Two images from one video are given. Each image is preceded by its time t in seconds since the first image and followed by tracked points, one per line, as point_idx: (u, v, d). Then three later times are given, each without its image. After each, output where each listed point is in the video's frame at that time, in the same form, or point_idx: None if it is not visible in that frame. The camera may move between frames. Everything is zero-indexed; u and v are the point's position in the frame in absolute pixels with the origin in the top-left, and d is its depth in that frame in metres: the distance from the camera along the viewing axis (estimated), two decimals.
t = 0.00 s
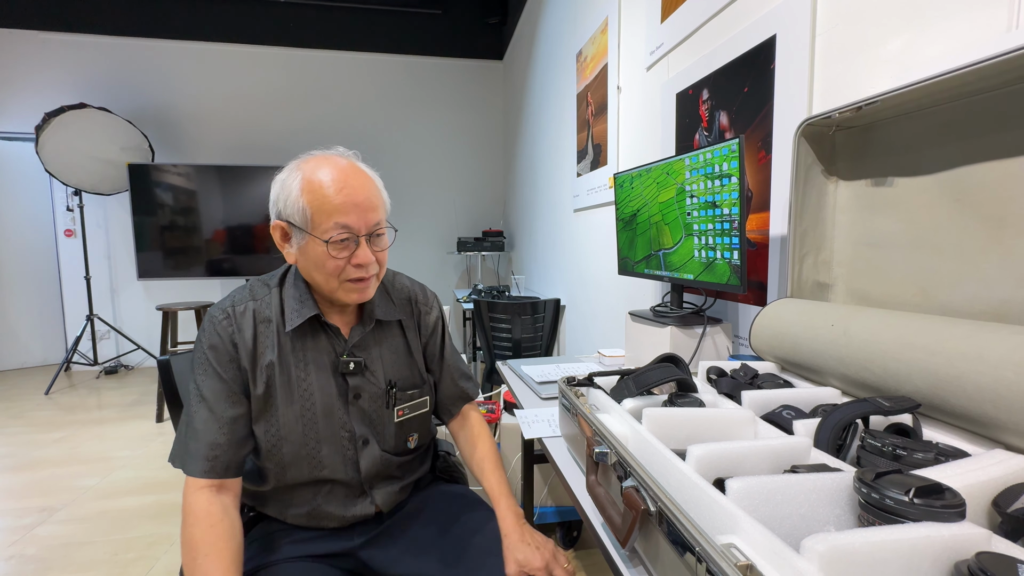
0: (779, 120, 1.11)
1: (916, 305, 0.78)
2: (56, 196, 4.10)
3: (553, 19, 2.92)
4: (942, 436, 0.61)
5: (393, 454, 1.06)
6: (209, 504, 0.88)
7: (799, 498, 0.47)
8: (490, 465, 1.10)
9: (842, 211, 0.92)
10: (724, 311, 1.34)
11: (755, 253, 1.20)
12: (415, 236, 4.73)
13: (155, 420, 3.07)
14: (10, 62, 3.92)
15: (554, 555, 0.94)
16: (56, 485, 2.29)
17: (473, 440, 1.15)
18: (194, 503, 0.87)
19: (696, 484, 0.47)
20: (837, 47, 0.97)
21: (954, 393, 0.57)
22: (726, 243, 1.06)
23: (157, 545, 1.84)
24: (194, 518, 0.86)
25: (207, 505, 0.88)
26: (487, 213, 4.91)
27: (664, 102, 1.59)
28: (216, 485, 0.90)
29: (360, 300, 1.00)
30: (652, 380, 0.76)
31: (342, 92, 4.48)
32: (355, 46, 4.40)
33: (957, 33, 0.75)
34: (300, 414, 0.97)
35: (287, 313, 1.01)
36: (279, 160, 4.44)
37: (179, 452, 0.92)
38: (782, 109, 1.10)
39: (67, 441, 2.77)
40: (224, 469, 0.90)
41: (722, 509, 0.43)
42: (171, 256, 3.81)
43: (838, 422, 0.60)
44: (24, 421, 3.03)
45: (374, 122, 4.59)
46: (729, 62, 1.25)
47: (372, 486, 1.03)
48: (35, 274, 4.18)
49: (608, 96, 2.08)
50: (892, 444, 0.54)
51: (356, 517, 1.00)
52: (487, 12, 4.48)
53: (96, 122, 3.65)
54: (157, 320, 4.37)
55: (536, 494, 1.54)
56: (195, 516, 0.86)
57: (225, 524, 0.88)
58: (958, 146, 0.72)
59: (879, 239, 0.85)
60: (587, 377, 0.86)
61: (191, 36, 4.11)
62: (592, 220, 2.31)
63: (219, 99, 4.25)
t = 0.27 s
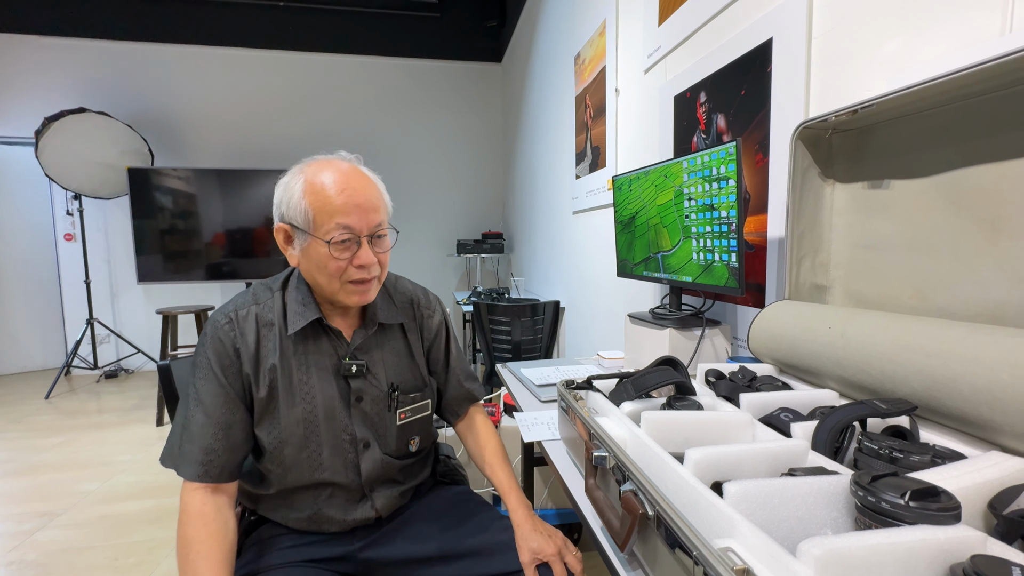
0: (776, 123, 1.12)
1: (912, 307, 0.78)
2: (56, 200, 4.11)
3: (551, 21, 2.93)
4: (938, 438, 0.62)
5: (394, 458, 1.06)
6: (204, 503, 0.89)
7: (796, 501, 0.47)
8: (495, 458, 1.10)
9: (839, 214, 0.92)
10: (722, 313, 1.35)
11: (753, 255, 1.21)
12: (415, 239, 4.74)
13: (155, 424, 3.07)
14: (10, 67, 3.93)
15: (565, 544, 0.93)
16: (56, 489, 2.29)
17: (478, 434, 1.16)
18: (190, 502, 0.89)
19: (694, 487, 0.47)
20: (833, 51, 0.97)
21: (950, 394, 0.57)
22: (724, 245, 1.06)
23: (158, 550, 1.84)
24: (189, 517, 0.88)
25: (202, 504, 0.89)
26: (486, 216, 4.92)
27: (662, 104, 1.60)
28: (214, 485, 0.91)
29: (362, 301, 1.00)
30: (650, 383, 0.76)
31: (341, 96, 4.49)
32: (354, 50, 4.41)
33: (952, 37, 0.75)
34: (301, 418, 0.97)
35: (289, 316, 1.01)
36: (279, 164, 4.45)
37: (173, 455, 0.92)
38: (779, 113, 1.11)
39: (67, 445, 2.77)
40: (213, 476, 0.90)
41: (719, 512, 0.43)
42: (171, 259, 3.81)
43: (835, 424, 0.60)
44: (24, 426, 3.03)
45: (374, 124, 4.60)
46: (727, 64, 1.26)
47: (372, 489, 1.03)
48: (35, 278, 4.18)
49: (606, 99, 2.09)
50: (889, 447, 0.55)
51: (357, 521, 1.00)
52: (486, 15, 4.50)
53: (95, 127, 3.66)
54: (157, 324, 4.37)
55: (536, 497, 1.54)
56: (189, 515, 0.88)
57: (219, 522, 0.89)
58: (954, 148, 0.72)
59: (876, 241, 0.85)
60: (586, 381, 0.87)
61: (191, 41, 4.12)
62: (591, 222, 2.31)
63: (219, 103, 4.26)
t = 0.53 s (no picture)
0: (768, 129, 1.12)
1: (904, 315, 0.78)
2: (53, 205, 4.10)
3: (547, 23, 2.93)
4: (928, 449, 0.61)
5: (389, 468, 1.06)
6: (209, 510, 0.90)
7: (781, 517, 0.47)
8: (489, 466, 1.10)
9: (831, 221, 0.92)
10: (717, 318, 1.35)
11: (747, 261, 1.20)
12: (412, 241, 4.74)
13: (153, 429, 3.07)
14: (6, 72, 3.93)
15: (557, 556, 0.93)
16: (54, 496, 2.28)
17: (472, 442, 1.16)
18: (193, 509, 0.89)
19: (682, 504, 0.47)
20: (824, 57, 0.97)
21: (938, 406, 0.57)
22: (717, 252, 1.06)
23: (155, 556, 1.83)
24: (194, 523, 0.88)
25: (205, 512, 0.89)
26: (484, 217, 4.92)
27: (656, 107, 1.59)
28: (215, 494, 0.91)
29: (355, 311, 0.99)
30: (641, 394, 0.76)
31: (338, 98, 4.49)
32: (351, 52, 4.41)
33: (940, 45, 0.75)
34: (296, 428, 0.97)
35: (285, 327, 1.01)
36: (276, 167, 4.45)
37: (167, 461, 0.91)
38: (771, 118, 1.11)
39: (65, 451, 2.76)
40: (214, 481, 0.90)
41: (704, 530, 0.43)
42: (169, 263, 3.81)
43: (824, 435, 0.60)
44: (22, 431, 3.03)
45: (371, 127, 4.60)
46: (719, 69, 1.26)
47: (367, 499, 1.03)
48: (33, 283, 4.18)
49: (601, 102, 2.09)
50: (876, 460, 0.55)
51: (352, 531, 1.00)
52: (482, 17, 4.50)
53: (92, 131, 3.66)
54: (155, 328, 4.36)
55: (533, 502, 1.54)
56: (194, 520, 0.88)
57: (224, 527, 0.89)
58: (944, 156, 0.72)
59: (867, 249, 0.85)
60: (578, 391, 0.87)
61: (187, 45, 4.12)
62: (587, 225, 2.31)
63: (216, 107, 4.26)
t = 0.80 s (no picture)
0: (757, 135, 1.12)
1: (891, 324, 0.77)
2: (46, 209, 4.08)
3: (541, 25, 2.92)
4: (912, 462, 0.61)
5: (376, 478, 1.06)
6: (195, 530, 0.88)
7: (761, 536, 0.46)
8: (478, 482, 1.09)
9: (819, 228, 0.92)
10: (708, 323, 1.34)
11: (737, 266, 1.20)
12: (408, 243, 4.73)
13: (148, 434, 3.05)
14: None
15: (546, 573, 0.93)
16: (47, 503, 2.27)
17: (461, 455, 1.14)
18: (180, 529, 0.87)
19: (662, 522, 0.47)
20: (811, 63, 0.97)
21: (922, 419, 0.57)
22: (706, 259, 1.06)
23: (148, 564, 1.82)
24: (180, 546, 0.86)
25: (192, 532, 0.88)
26: (480, 219, 4.90)
27: (649, 111, 1.58)
28: (201, 513, 0.89)
29: (341, 321, 0.99)
30: (627, 405, 0.76)
31: (332, 100, 4.47)
32: (345, 54, 4.40)
33: (926, 53, 0.75)
34: (285, 438, 0.97)
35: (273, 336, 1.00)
36: (271, 170, 4.43)
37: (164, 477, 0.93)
38: (760, 124, 1.11)
39: (59, 457, 2.75)
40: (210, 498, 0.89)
41: (682, 550, 0.43)
42: (164, 266, 3.79)
43: (807, 449, 0.60)
44: (16, 437, 3.02)
45: (366, 129, 4.59)
46: (709, 73, 1.25)
47: (355, 509, 1.02)
48: (27, 288, 4.16)
49: (594, 104, 2.08)
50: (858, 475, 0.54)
51: (339, 542, 1.00)
52: (477, 18, 4.49)
53: (85, 135, 3.64)
54: (150, 332, 4.35)
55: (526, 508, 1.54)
56: (180, 542, 0.86)
57: (209, 552, 0.87)
58: (929, 165, 0.72)
59: (855, 256, 0.85)
60: (565, 403, 0.86)
61: (181, 47, 4.11)
62: (581, 228, 2.30)
63: (210, 109, 4.24)
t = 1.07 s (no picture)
0: (756, 136, 1.11)
1: (890, 327, 0.77)
2: (51, 213, 4.11)
3: (540, 26, 2.92)
4: (910, 467, 0.61)
5: (377, 479, 1.06)
6: (196, 533, 0.89)
7: (756, 543, 0.46)
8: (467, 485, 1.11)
9: (818, 230, 0.91)
10: (708, 325, 1.34)
11: (736, 268, 1.20)
12: (410, 245, 4.74)
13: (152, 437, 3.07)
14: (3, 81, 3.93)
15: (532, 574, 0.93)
16: (52, 506, 2.29)
17: (450, 458, 1.16)
18: (180, 532, 0.88)
19: (654, 529, 0.47)
20: (809, 64, 0.97)
21: (920, 424, 0.57)
22: (705, 261, 1.06)
23: (152, 566, 1.83)
24: (181, 548, 0.87)
25: (193, 535, 0.89)
26: (481, 220, 4.91)
27: (647, 112, 1.58)
28: (200, 517, 0.91)
29: (361, 331, 1.02)
30: (624, 410, 0.75)
31: (333, 102, 4.48)
32: (346, 57, 4.41)
33: (923, 54, 0.74)
34: (285, 446, 0.96)
35: (272, 345, 1.00)
36: (273, 173, 4.45)
37: (146, 485, 0.90)
38: (759, 125, 1.10)
39: (64, 460, 2.77)
40: (200, 504, 0.89)
41: (676, 558, 0.42)
42: (168, 269, 3.81)
43: (804, 454, 0.59)
44: (21, 440, 3.04)
45: (367, 131, 4.59)
46: (707, 75, 1.25)
47: (356, 512, 1.02)
48: (32, 292, 4.19)
49: (594, 106, 2.08)
50: (855, 481, 0.54)
51: (342, 545, 1.00)
52: (477, 19, 4.49)
53: (89, 139, 3.67)
54: (154, 334, 4.37)
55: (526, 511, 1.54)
56: (180, 545, 0.87)
57: (211, 552, 0.89)
58: (928, 168, 0.71)
59: (854, 259, 0.84)
60: (563, 407, 0.86)
61: (183, 51, 4.13)
62: (582, 229, 2.30)
63: (212, 113, 4.26)
